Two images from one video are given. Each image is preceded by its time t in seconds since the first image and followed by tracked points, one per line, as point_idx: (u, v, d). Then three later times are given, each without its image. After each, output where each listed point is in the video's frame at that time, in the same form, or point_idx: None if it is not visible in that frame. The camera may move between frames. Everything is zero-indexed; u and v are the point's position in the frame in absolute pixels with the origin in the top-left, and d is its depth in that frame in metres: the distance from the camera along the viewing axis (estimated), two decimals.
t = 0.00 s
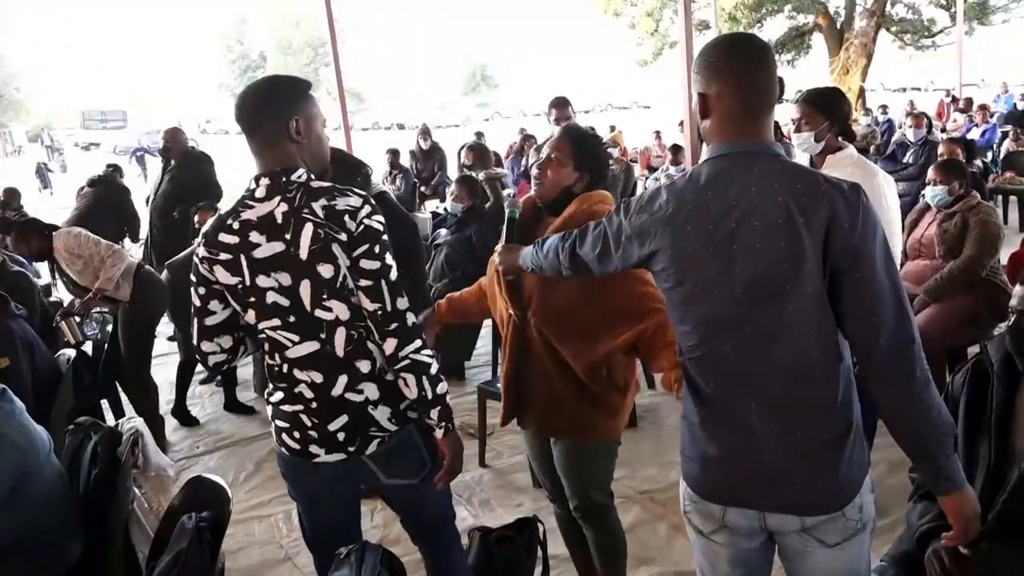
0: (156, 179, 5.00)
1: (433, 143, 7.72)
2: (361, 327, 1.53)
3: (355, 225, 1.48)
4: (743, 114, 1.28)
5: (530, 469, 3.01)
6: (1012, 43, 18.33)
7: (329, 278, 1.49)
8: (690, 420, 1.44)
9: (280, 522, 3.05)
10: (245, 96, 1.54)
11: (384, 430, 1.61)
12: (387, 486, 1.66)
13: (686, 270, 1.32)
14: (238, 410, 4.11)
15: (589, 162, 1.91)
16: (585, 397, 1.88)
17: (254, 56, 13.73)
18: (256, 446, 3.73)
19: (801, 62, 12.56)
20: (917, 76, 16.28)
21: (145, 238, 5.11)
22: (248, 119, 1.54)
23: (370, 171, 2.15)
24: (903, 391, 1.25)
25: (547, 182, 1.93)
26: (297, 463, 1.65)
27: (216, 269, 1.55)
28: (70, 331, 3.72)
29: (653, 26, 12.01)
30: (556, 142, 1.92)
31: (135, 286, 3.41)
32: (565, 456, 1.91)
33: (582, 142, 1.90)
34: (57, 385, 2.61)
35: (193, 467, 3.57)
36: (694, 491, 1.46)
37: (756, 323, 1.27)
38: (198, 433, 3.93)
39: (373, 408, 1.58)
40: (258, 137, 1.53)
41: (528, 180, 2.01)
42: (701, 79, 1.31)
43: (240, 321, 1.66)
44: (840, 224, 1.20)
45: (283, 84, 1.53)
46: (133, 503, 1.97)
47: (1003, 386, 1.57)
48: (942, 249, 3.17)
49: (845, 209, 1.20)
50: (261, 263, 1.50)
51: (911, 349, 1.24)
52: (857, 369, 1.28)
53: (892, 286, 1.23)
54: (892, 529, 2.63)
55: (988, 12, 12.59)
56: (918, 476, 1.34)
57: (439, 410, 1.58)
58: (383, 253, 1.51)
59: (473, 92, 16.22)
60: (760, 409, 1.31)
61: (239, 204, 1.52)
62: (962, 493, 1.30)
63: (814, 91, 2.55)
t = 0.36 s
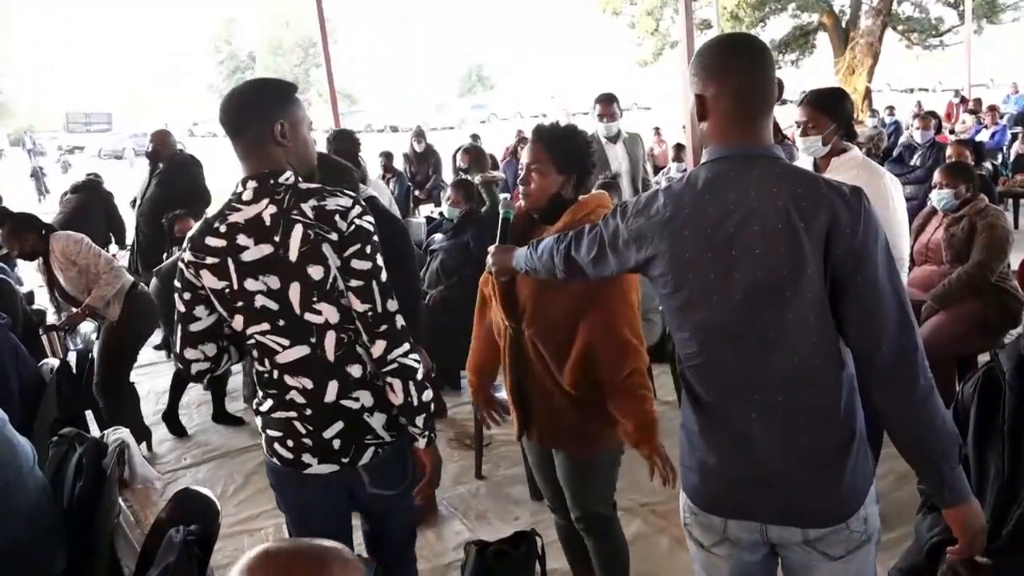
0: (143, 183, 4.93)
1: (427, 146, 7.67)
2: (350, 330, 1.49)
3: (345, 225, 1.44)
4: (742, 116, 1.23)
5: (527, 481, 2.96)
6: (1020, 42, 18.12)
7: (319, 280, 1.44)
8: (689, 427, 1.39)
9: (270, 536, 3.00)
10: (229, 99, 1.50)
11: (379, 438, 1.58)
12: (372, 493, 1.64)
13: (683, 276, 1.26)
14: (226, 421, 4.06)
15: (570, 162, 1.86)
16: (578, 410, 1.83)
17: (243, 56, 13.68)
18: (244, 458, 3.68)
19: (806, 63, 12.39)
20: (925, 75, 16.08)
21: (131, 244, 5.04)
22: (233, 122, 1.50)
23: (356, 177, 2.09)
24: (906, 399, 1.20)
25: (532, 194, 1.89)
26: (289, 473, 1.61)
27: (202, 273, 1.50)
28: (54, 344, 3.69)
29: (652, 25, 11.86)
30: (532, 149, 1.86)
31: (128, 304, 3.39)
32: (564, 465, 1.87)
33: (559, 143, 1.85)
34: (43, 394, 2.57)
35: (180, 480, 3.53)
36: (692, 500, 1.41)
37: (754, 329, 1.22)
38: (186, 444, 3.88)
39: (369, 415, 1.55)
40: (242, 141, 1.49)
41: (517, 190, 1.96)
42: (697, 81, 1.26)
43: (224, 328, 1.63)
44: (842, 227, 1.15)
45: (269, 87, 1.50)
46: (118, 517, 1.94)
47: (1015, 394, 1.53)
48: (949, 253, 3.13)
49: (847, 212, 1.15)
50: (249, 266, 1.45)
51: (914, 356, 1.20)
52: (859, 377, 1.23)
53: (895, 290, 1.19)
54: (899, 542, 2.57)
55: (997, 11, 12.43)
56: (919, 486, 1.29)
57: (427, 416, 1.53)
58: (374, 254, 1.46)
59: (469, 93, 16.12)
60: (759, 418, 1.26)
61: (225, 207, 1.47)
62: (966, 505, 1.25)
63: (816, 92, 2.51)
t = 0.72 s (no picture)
0: (159, 175, 4.93)
1: (448, 140, 7.61)
2: (387, 324, 1.55)
3: (394, 225, 1.51)
4: (771, 113, 1.17)
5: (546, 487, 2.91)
6: None
7: (364, 276, 1.49)
8: (711, 433, 1.34)
9: (283, 539, 2.98)
10: (268, 88, 1.51)
11: (399, 428, 1.61)
12: (384, 479, 1.65)
13: (709, 279, 1.21)
14: (239, 419, 4.06)
15: (600, 161, 1.81)
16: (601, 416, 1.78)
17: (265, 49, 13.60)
18: (258, 458, 3.68)
19: (840, 61, 11.79)
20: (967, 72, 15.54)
21: (145, 236, 5.05)
22: (273, 107, 1.51)
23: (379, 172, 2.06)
24: (938, 409, 1.14)
25: (559, 190, 1.84)
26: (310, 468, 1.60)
27: (236, 260, 1.49)
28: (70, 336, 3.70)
29: (681, 17, 11.02)
30: (559, 147, 1.82)
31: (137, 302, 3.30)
32: (587, 472, 1.80)
33: (586, 140, 1.81)
34: (56, 387, 2.56)
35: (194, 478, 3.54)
36: (714, 510, 1.35)
37: (782, 334, 1.16)
38: (202, 443, 3.88)
39: (389, 404, 1.58)
40: (281, 128, 1.50)
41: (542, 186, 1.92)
42: (724, 77, 1.21)
43: (251, 316, 1.57)
44: (874, 229, 1.10)
45: (309, 76, 1.50)
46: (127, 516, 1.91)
47: None
48: (989, 258, 3.04)
49: (879, 214, 1.10)
50: (290, 257, 1.47)
51: (948, 364, 1.14)
52: (890, 387, 1.17)
53: (927, 293, 1.13)
54: (933, 558, 2.49)
55: None
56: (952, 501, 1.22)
57: (461, 403, 1.66)
58: (418, 253, 1.55)
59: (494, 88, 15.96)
60: (783, 425, 1.21)
61: (264, 194, 1.47)
62: (1004, 522, 1.17)
63: (846, 90, 2.43)
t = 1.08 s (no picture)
0: (161, 170, 4.91)
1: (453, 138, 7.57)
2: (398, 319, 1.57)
3: (416, 221, 1.55)
4: (781, 117, 1.16)
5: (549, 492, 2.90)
6: None
7: (385, 267, 1.52)
8: (717, 438, 1.32)
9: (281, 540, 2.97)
10: (296, 84, 1.54)
11: (398, 425, 1.61)
12: (383, 475, 1.65)
13: (720, 285, 1.20)
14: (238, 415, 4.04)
15: (626, 160, 1.80)
16: (609, 418, 1.76)
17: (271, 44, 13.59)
18: (257, 458, 3.67)
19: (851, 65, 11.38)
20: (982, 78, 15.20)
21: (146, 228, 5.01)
22: (303, 99, 1.53)
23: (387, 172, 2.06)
24: (949, 419, 1.12)
25: (582, 190, 1.84)
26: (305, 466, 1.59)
27: (258, 244, 1.47)
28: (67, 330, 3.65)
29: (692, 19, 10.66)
30: (585, 144, 1.82)
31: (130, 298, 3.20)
32: (595, 473, 1.80)
33: (616, 137, 1.80)
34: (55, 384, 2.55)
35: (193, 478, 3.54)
36: (721, 517, 1.33)
37: (794, 343, 1.15)
38: (202, 441, 3.87)
39: (389, 401, 1.57)
40: (309, 120, 1.52)
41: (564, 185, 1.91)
42: (738, 82, 1.19)
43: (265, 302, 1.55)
44: (888, 240, 1.08)
45: (339, 77, 1.54)
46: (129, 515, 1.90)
47: None
48: (1000, 268, 3.01)
49: (894, 224, 1.08)
50: (312, 243, 1.47)
51: (960, 378, 1.12)
52: (902, 398, 1.16)
53: (938, 299, 1.11)
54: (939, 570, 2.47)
55: None
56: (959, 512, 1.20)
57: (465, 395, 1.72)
58: (434, 250, 1.60)
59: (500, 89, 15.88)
60: (798, 431, 1.19)
61: (290, 181, 1.47)
62: (1010, 533, 1.15)
63: (855, 101, 2.39)
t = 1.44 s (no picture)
0: (159, 173, 4.89)
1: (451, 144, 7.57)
2: (369, 324, 1.60)
3: (384, 227, 1.58)
4: (786, 130, 1.16)
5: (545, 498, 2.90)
6: None
7: (351, 274, 1.55)
8: (715, 448, 1.32)
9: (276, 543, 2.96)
10: (268, 93, 1.58)
11: (370, 428, 1.65)
12: (358, 475, 1.70)
13: (721, 294, 1.20)
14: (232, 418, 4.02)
15: (625, 168, 1.82)
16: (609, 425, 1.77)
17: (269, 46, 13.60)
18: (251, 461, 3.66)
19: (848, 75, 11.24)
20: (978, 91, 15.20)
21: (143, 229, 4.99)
22: (273, 107, 1.57)
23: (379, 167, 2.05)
24: (947, 430, 1.13)
25: (577, 192, 1.86)
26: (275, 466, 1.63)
27: (228, 251, 1.52)
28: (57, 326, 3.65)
29: (690, 28, 12.00)
30: (587, 147, 1.83)
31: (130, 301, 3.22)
32: (594, 482, 1.80)
33: (621, 146, 1.82)
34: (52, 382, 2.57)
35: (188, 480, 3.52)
36: (719, 528, 1.33)
37: (794, 353, 1.15)
38: (196, 444, 3.86)
39: (363, 405, 1.62)
40: (278, 129, 1.57)
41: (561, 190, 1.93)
42: (743, 90, 1.19)
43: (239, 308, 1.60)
44: (889, 250, 1.09)
45: (310, 87, 1.58)
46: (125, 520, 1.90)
47: None
48: (995, 280, 3.04)
49: (895, 235, 1.09)
50: (280, 251, 1.50)
51: (959, 389, 1.12)
52: (899, 409, 1.17)
53: (939, 309, 1.12)
54: None
55: None
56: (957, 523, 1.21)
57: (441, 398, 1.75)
58: (407, 255, 1.63)
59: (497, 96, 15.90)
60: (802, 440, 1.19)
61: (258, 189, 1.51)
62: (1007, 545, 1.16)
63: (853, 110, 2.41)
